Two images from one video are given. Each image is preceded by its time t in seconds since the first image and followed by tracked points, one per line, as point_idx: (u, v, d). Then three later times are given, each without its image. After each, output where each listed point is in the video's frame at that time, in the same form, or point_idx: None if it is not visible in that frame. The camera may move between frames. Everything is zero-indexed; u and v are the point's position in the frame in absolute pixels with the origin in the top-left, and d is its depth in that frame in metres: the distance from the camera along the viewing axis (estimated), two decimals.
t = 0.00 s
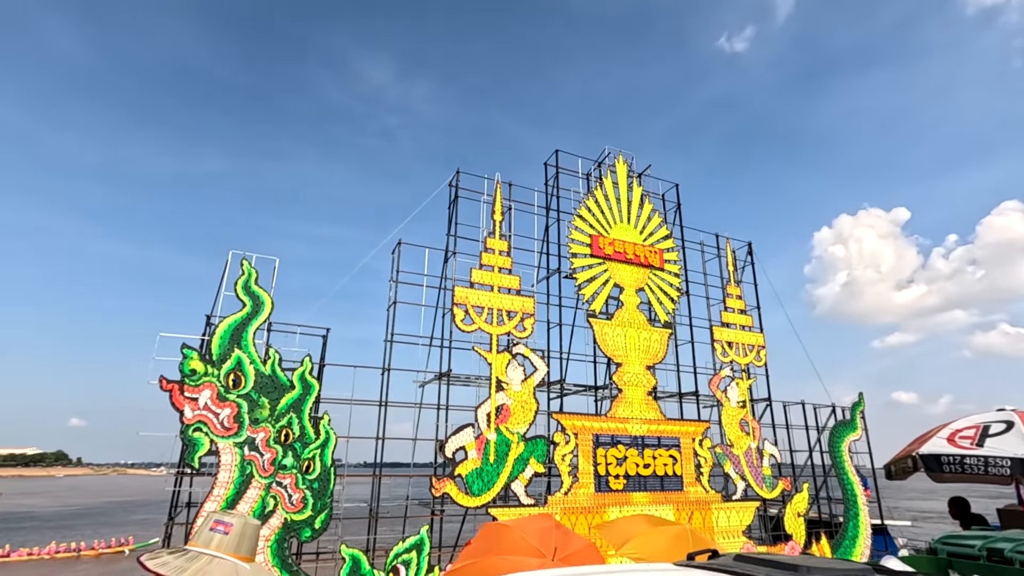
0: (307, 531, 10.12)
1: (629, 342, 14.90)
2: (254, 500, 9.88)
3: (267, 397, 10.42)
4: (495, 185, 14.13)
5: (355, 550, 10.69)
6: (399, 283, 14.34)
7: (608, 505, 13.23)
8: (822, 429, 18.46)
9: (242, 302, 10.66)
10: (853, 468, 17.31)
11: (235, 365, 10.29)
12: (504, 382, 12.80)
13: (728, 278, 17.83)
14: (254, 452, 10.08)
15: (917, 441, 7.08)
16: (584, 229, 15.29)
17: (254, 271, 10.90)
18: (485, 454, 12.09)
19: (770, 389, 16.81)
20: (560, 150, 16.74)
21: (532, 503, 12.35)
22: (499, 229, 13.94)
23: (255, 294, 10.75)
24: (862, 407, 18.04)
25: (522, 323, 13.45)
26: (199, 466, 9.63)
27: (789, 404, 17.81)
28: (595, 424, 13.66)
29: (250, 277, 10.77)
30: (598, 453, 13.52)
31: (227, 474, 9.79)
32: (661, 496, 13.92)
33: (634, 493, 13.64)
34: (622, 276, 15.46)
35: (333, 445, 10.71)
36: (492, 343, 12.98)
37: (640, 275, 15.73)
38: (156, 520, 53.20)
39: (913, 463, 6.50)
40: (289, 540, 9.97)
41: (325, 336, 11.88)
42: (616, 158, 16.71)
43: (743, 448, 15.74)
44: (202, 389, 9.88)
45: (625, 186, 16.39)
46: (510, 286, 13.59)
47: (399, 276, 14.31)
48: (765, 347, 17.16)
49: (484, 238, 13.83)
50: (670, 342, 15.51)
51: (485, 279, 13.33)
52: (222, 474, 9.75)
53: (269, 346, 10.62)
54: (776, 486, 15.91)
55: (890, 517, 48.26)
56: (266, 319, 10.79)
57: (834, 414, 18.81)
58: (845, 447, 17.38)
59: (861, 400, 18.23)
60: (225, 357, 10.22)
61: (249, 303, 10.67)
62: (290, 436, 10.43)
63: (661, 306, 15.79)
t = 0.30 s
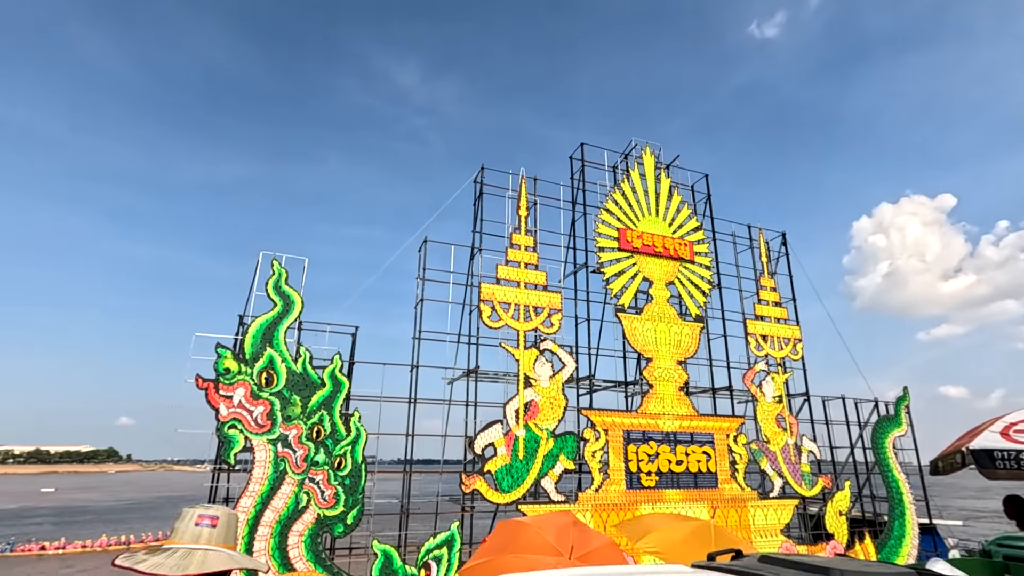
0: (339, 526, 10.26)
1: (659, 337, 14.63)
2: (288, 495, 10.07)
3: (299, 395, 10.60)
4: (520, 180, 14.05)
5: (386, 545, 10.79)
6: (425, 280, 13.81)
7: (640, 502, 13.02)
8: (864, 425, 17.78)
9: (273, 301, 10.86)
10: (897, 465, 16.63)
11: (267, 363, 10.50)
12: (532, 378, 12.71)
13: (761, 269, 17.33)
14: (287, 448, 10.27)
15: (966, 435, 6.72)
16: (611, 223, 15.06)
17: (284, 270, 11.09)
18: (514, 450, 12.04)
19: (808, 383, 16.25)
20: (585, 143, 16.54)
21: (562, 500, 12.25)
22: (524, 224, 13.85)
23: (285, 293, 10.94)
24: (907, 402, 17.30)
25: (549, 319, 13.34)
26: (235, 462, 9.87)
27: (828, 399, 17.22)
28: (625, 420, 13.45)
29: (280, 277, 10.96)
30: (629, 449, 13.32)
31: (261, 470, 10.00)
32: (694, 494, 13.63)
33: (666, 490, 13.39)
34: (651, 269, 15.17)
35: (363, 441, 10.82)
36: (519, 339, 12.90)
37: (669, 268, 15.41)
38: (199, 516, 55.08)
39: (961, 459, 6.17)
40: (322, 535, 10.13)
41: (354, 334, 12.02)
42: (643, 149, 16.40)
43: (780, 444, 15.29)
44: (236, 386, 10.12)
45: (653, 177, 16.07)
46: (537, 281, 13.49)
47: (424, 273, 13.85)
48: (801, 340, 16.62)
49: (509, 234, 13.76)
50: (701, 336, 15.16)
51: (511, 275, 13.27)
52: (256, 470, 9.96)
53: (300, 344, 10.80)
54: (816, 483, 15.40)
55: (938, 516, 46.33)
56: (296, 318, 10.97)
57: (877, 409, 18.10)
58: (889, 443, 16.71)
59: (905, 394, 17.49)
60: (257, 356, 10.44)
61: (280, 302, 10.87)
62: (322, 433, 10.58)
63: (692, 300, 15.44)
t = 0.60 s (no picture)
0: (367, 524, 10.34)
1: (687, 332, 14.34)
2: (317, 493, 10.20)
3: (326, 394, 10.72)
4: (542, 176, 13.94)
5: (413, 543, 10.84)
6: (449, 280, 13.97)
7: (670, 501, 12.79)
8: (905, 422, 17.12)
9: (300, 302, 11.01)
10: (941, 463, 15.97)
11: (295, 363, 10.65)
12: (557, 375, 12.61)
13: (793, 262, 16.83)
14: (315, 447, 10.41)
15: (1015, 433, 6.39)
16: (636, 217, 14.81)
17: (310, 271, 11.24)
18: (540, 448, 11.96)
19: (844, 379, 15.74)
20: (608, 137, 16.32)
21: (589, 498, 12.12)
22: (547, 220, 13.74)
23: (311, 294, 11.08)
24: (951, 397, 16.59)
25: (574, 316, 13.20)
26: (265, 460, 10.05)
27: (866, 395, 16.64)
28: (653, 418, 13.24)
29: (306, 278, 11.10)
30: (657, 447, 13.09)
31: (290, 469, 10.15)
32: (726, 492, 13.32)
33: (696, 488, 13.11)
34: (677, 264, 14.87)
35: (389, 440, 10.89)
36: (544, 337, 12.81)
37: (696, 262, 15.08)
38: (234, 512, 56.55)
39: (1009, 459, 5.87)
40: (350, 533, 10.23)
41: (379, 334, 12.11)
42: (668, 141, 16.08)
43: (815, 441, 14.84)
44: (265, 386, 10.29)
45: (678, 170, 15.75)
46: (561, 278, 13.37)
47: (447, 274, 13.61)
48: (836, 335, 16.09)
49: (532, 231, 13.67)
50: (731, 332, 14.81)
51: (535, 272, 13.18)
52: (286, 469, 10.12)
53: (326, 344, 10.93)
54: (854, 482, 14.90)
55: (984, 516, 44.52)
56: (322, 318, 11.11)
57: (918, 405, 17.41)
58: (932, 441, 16.06)
59: (949, 390, 16.78)
60: (285, 356, 10.60)
61: (306, 303, 11.02)
62: (348, 432, 10.69)
63: (720, 294, 15.09)
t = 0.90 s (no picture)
0: (387, 521, 10.41)
1: (708, 328, 14.09)
2: (336, 490, 10.30)
3: (344, 392, 10.82)
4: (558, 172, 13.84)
5: (432, 540, 10.88)
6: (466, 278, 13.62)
7: (691, 499, 12.59)
8: (937, 419, 16.57)
9: (318, 301, 11.14)
10: (976, 462, 15.43)
11: (313, 361, 10.77)
12: (575, 373, 12.51)
13: (817, 255, 16.41)
14: (334, 445, 10.51)
15: None
16: (654, 212, 14.60)
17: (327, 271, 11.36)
18: (558, 446, 11.89)
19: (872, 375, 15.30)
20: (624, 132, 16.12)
21: (609, 496, 12.01)
22: (563, 217, 13.64)
23: (328, 293, 11.19)
24: (986, 393, 16.01)
25: (591, 313, 13.09)
26: (285, 458, 10.19)
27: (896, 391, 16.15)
28: (673, 415, 13.05)
29: (324, 277, 11.23)
30: (678, 445, 12.90)
31: (311, 466, 10.27)
32: (749, 491, 13.06)
33: (719, 487, 12.88)
34: (697, 259, 14.62)
35: (407, 437, 10.94)
36: (561, 334, 12.72)
37: (717, 257, 14.81)
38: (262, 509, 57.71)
39: None
40: (369, 530, 10.32)
41: (396, 332, 12.20)
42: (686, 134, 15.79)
43: (842, 439, 14.45)
44: (284, 384, 10.43)
45: (697, 163, 15.48)
46: (578, 274, 13.26)
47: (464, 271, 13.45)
48: (863, 329, 15.65)
49: (548, 227, 13.59)
50: (753, 327, 14.50)
51: (552, 269, 13.09)
52: (306, 466, 10.24)
53: (344, 343, 11.03)
54: (883, 481, 14.48)
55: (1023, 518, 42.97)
56: (339, 317, 11.22)
57: (951, 402, 16.85)
58: (966, 438, 15.51)
59: (984, 386, 16.19)
60: (304, 355, 10.72)
61: (324, 302, 11.13)
62: (367, 429, 10.77)
63: (742, 289, 14.79)
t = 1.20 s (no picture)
0: (399, 518, 10.50)
1: (722, 325, 13.90)
2: (349, 488, 10.42)
3: (356, 391, 10.94)
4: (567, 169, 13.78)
5: (444, 538, 10.94)
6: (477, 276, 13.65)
7: (706, 498, 12.45)
8: (962, 416, 16.13)
9: (330, 301, 11.27)
10: (1003, 460, 14.98)
11: (326, 361, 10.91)
12: (586, 370, 12.46)
13: (835, 249, 16.08)
14: (346, 443, 10.63)
15: None
16: (666, 208, 14.44)
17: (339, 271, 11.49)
18: (570, 444, 11.85)
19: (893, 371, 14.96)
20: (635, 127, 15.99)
21: (622, 494, 11.94)
22: (573, 214, 13.58)
23: (340, 293, 11.32)
24: (1014, 390, 15.52)
25: (602, 310, 13.01)
26: (299, 456, 10.35)
27: (918, 388, 15.75)
28: (686, 413, 12.91)
29: (335, 277, 11.36)
30: (692, 443, 12.76)
31: (323, 464, 10.41)
32: (765, 489, 12.86)
33: (734, 485, 12.71)
34: (710, 254, 14.42)
35: (419, 436, 11.01)
36: (572, 332, 12.67)
37: (731, 252, 14.60)
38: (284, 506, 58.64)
39: None
40: (382, 527, 10.42)
41: (407, 331, 12.28)
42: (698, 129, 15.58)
43: (862, 437, 14.15)
44: (297, 383, 10.58)
45: (710, 158, 15.27)
46: (589, 272, 13.19)
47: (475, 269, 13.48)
48: (883, 325, 15.31)
49: (559, 225, 13.54)
50: (769, 324, 14.27)
51: (562, 267, 13.04)
52: (319, 464, 10.38)
53: (355, 342, 11.15)
54: (905, 480, 14.14)
55: None
56: (351, 316, 11.33)
57: (977, 399, 16.38)
58: (993, 436, 15.06)
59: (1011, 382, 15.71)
60: (316, 354, 10.86)
61: (336, 302, 11.26)
62: (378, 428, 10.87)
63: (757, 285, 14.56)
